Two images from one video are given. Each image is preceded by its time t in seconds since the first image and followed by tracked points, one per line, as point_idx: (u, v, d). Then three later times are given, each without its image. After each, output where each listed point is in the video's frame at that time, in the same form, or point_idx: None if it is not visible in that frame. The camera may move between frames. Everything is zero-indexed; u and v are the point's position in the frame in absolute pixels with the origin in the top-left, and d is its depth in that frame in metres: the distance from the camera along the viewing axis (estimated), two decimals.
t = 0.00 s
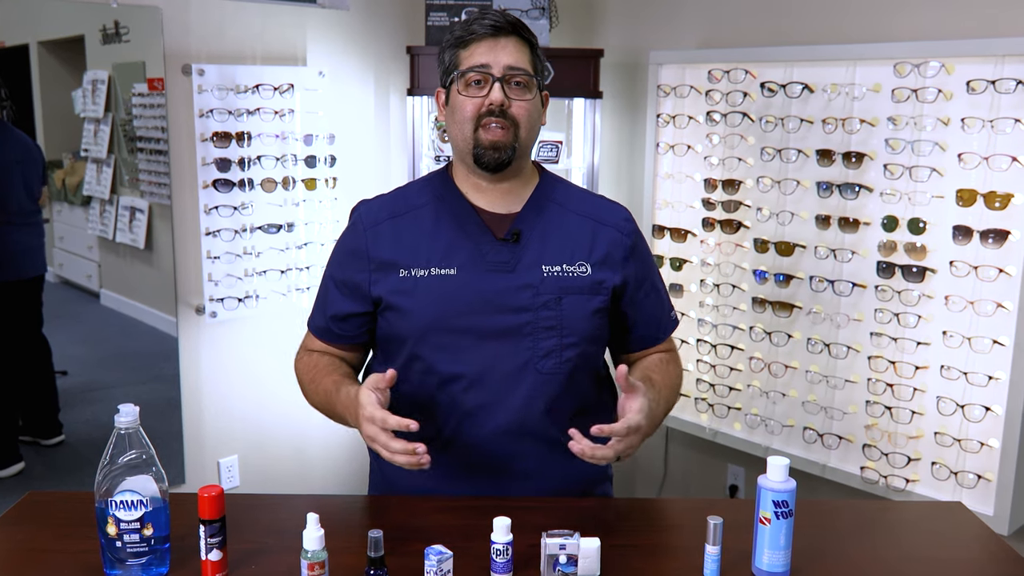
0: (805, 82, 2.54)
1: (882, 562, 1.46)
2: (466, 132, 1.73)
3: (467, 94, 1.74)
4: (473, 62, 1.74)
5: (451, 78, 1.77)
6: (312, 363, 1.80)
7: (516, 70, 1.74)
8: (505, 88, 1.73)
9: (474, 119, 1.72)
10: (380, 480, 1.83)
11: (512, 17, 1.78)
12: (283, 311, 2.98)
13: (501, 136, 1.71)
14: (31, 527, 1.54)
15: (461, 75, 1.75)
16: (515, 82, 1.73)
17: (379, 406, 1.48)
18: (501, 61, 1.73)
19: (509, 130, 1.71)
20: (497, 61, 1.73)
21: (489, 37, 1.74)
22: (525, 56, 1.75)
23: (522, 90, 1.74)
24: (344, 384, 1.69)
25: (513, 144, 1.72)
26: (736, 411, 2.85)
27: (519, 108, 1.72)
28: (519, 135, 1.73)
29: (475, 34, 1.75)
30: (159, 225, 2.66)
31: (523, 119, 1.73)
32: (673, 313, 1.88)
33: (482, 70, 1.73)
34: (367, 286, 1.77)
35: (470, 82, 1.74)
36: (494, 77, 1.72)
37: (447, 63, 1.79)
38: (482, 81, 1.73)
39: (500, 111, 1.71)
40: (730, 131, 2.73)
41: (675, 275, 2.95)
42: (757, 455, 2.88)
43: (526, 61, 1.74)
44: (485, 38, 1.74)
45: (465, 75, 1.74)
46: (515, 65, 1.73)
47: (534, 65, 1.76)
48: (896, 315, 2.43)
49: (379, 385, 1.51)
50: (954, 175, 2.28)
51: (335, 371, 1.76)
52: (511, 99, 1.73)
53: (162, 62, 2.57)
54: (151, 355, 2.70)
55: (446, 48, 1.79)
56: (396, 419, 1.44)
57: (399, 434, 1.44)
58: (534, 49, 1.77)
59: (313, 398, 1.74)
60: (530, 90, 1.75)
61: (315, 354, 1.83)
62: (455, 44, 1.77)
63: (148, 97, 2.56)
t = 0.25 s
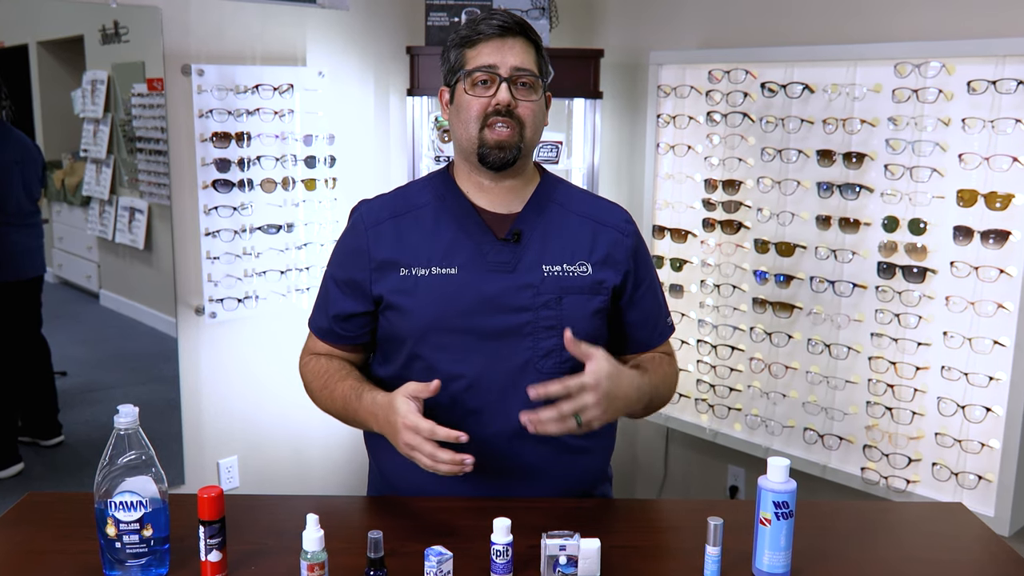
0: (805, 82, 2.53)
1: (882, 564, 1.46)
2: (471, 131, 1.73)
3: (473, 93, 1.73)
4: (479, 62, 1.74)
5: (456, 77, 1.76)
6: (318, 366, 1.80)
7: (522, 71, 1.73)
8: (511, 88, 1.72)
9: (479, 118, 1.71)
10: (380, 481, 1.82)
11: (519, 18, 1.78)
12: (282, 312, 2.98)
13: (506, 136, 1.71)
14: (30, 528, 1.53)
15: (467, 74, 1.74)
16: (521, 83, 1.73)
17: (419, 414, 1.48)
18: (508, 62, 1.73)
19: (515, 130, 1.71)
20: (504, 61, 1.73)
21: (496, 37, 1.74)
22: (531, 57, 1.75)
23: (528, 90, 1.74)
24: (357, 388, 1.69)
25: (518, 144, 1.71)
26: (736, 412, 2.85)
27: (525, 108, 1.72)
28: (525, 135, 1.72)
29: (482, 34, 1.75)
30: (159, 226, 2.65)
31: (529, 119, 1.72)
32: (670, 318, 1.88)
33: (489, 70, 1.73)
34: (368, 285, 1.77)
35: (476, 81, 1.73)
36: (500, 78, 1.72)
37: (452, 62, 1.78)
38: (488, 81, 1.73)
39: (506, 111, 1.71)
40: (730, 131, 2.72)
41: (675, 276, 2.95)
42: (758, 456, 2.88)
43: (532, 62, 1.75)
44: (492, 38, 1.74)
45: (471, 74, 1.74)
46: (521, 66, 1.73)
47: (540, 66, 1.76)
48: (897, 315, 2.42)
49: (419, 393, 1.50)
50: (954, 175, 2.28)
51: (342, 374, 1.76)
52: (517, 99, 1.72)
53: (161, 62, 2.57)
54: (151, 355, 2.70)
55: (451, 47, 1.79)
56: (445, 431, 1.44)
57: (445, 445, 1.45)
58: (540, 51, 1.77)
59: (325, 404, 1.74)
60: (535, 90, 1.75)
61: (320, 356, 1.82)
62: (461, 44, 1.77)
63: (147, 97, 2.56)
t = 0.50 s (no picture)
0: (806, 82, 2.53)
1: (883, 564, 1.45)
2: (468, 131, 1.72)
3: (469, 93, 1.73)
4: (476, 61, 1.74)
5: (453, 76, 1.76)
6: (319, 366, 1.80)
7: (519, 70, 1.73)
8: (507, 88, 1.72)
9: (475, 118, 1.71)
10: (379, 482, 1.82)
11: (516, 17, 1.77)
12: (282, 312, 2.98)
13: (502, 136, 1.71)
14: (29, 529, 1.53)
15: (464, 74, 1.74)
16: (518, 82, 1.73)
17: (425, 410, 1.48)
18: (504, 61, 1.72)
19: (511, 129, 1.70)
20: (501, 61, 1.73)
21: (493, 37, 1.74)
22: (528, 56, 1.74)
23: (525, 90, 1.73)
24: (358, 386, 1.69)
25: (514, 144, 1.71)
26: (736, 413, 2.84)
27: (521, 107, 1.72)
28: (521, 134, 1.72)
29: (479, 33, 1.75)
30: (158, 226, 2.64)
31: (525, 118, 1.72)
32: (670, 321, 1.86)
33: (486, 69, 1.73)
34: (366, 285, 1.77)
35: (472, 81, 1.74)
36: (496, 77, 1.72)
37: (449, 61, 1.78)
38: (484, 80, 1.73)
39: (502, 110, 1.71)
40: (731, 131, 2.72)
41: (676, 276, 2.94)
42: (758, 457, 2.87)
43: (529, 61, 1.74)
44: (488, 37, 1.74)
45: (468, 74, 1.74)
46: (518, 65, 1.73)
47: (537, 65, 1.76)
48: (897, 316, 2.42)
49: (423, 388, 1.51)
50: (955, 175, 2.28)
51: (343, 372, 1.76)
52: (513, 98, 1.72)
53: (161, 62, 2.56)
54: (150, 356, 2.70)
55: (449, 47, 1.79)
56: (452, 425, 1.45)
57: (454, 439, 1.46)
58: (538, 50, 1.77)
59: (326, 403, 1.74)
60: (532, 90, 1.74)
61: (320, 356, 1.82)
62: (458, 43, 1.76)
63: (147, 98, 2.55)
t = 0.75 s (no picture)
0: (806, 83, 2.52)
1: (883, 566, 1.45)
2: (462, 132, 1.72)
3: (463, 94, 1.73)
4: (469, 62, 1.73)
5: (447, 78, 1.76)
6: (320, 368, 1.80)
7: (512, 70, 1.73)
8: (501, 88, 1.72)
9: (469, 119, 1.71)
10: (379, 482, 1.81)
11: (509, 17, 1.77)
12: (281, 313, 2.97)
13: (495, 137, 1.70)
14: (29, 530, 1.53)
15: (457, 75, 1.74)
16: (511, 82, 1.72)
17: (422, 411, 1.48)
18: (497, 62, 1.72)
19: (504, 130, 1.70)
20: (494, 61, 1.72)
21: (487, 37, 1.73)
22: (521, 56, 1.74)
23: (519, 90, 1.73)
24: (358, 386, 1.69)
25: (508, 145, 1.71)
26: (736, 413, 2.84)
27: (515, 108, 1.71)
28: (515, 135, 1.72)
29: (472, 33, 1.74)
30: (157, 226, 2.64)
31: (518, 119, 1.71)
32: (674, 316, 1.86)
33: (479, 70, 1.72)
34: (362, 286, 1.77)
35: (465, 82, 1.73)
36: (489, 78, 1.72)
37: (443, 62, 1.78)
38: (478, 81, 1.73)
39: (496, 111, 1.70)
40: (731, 132, 2.72)
41: (676, 276, 2.94)
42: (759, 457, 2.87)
43: (522, 61, 1.74)
44: (481, 38, 1.73)
45: (461, 75, 1.73)
46: (511, 65, 1.72)
47: (531, 65, 1.75)
48: (898, 317, 2.42)
49: (420, 389, 1.51)
50: (955, 176, 2.28)
51: (343, 373, 1.76)
52: (506, 99, 1.72)
53: (160, 62, 2.55)
54: (150, 357, 2.69)
55: (443, 48, 1.78)
56: (448, 425, 1.44)
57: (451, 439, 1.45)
58: (532, 50, 1.76)
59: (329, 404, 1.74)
60: (526, 90, 1.73)
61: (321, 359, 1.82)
62: (452, 44, 1.76)
63: (146, 98, 2.55)
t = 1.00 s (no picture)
0: (806, 83, 2.52)
1: (884, 567, 1.44)
2: (465, 135, 1.72)
3: (466, 97, 1.73)
4: (472, 65, 1.73)
5: (450, 80, 1.75)
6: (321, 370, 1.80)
7: (515, 73, 1.72)
8: (504, 91, 1.71)
9: (473, 122, 1.70)
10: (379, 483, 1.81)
11: (512, 18, 1.76)
12: (281, 314, 2.97)
13: (500, 139, 1.70)
14: (27, 530, 1.52)
15: (460, 78, 1.73)
16: (515, 85, 1.72)
17: (422, 423, 1.48)
18: (501, 65, 1.72)
19: (508, 133, 1.70)
20: (497, 64, 1.72)
21: (489, 39, 1.73)
22: (524, 58, 1.73)
23: (522, 92, 1.73)
24: (359, 391, 1.69)
25: (512, 147, 1.70)
26: (737, 414, 2.84)
27: (518, 111, 1.71)
28: (518, 137, 1.71)
29: (474, 36, 1.73)
30: (157, 227, 2.64)
31: (522, 121, 1.71)
32: (674, 318, 1.87)
33: (482, 73, 1.72)
34: (366, 288, 1.77)
35: (469, 85, 1.73)
36: (492, 81, 1.71)
37: (445, 64, 1.77)
38: (481, 84, 1.72)
39: (500, 114, 1.70)
40: (731, 132, 2.71)
41: (676, 277, 2.93)
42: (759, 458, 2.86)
43: (525, 63, 1.73)
44: (484, 40, 1.73)
45: (464, 78, 1.73)
46: (515, 68, 1.72)
47: (534, 67, 1.75)
48: (898, 317, 2.41)
49: (421, 400, 1.50)
50: (956, 176, 2.27)
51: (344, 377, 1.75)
52: (510, 102, 1.71)
53: (160, 62, 2.55)
54: (149, 357, 2.69)
55: (444, 50, 1.78)
56: (448, 439, 1.44)
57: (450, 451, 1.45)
58: (535, 51, 1.76)
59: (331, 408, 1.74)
60: (530, 92, 1.73)
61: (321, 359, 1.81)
62: (454, 46, 1.75)
63: (145, 98, 2.55)
